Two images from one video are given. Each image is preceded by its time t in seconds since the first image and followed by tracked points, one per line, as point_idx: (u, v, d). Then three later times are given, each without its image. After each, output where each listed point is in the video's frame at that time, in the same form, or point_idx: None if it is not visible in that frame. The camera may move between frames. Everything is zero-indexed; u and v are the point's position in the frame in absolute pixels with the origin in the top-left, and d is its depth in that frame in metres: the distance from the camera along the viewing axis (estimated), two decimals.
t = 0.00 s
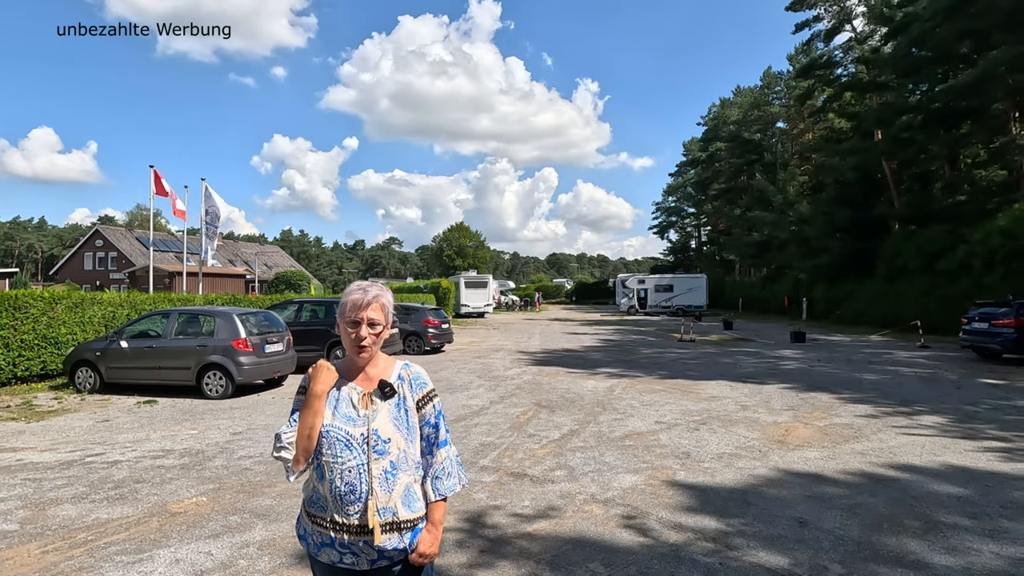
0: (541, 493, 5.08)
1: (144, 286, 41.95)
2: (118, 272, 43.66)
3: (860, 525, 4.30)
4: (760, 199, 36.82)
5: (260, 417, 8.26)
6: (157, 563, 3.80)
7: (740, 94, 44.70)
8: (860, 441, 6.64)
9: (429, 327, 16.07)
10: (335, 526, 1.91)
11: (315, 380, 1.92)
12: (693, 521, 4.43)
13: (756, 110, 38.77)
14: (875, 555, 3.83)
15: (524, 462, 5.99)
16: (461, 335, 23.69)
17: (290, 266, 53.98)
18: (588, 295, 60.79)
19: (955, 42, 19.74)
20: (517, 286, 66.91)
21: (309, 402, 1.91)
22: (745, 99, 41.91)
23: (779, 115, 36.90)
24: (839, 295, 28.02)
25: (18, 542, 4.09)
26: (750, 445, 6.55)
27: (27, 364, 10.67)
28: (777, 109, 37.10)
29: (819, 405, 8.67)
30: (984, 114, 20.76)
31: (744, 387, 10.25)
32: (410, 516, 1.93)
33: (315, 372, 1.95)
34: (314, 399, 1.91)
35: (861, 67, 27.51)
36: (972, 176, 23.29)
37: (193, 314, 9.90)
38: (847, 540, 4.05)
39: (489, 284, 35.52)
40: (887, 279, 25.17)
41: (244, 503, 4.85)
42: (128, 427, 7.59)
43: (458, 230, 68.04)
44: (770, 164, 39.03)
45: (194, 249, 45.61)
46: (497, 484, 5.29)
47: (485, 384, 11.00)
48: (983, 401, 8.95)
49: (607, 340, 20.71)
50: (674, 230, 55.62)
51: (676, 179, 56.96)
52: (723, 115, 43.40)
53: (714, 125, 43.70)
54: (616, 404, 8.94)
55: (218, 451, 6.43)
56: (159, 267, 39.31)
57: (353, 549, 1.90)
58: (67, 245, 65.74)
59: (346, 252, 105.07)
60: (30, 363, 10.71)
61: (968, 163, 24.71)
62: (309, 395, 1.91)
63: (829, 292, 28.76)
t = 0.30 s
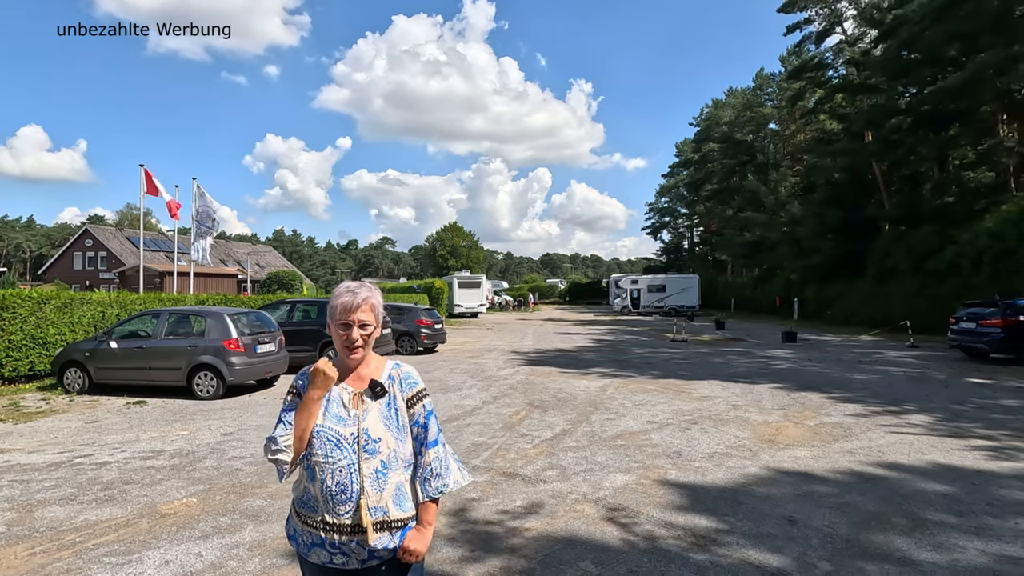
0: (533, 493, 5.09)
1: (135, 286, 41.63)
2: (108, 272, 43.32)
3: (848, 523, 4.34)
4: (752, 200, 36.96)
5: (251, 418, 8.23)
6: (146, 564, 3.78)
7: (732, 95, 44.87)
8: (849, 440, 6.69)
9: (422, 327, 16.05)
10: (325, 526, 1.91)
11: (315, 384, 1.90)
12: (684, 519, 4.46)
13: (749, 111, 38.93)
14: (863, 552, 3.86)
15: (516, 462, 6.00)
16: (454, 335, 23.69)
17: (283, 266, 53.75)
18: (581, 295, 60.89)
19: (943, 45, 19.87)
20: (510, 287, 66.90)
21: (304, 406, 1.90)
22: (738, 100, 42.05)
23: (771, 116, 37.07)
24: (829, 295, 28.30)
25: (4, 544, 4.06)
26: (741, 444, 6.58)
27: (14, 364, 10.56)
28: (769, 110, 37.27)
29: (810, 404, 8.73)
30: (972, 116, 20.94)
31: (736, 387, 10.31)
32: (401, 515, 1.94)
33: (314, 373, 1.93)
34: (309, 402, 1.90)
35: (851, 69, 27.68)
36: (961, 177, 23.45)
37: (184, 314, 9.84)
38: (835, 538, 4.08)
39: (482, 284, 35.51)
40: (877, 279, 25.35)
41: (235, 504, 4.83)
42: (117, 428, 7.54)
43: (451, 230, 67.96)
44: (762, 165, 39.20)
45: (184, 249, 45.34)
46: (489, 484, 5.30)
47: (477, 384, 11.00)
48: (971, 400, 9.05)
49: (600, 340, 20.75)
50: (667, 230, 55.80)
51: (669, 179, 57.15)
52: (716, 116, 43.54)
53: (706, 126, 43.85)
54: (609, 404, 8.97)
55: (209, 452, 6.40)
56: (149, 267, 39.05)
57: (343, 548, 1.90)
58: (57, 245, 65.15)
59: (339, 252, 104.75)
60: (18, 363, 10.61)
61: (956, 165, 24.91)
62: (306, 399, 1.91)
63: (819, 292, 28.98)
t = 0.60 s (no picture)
0: (532, 493, 5.09)
1: (134, 286, 41.69)
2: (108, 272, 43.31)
3: (846, 523, 4.35)
4: (752, 201, 36.95)
5: (250, 418, 8.23)
6: (145, 564, 3.79)
7: (732, 96, 44.86)
8: (848, 440, 6.70)
9: (422, 327, 16.05)
10: (324, 524, 1.92)
11: (316, 384, 1.90)
12: (683, 520, 4.46)
13: (748, 112, 38.92)
14: (860, 552, 3.87)
15: (515, 462, 6.01)
16: (454, 335, 23.71)
17: (283, 266, 53.79)
18: (581, 296, 60.95)
19: (942, 46, 19.89)
20: (510, 287, 66.98)
21: (304, 405, 1.91)
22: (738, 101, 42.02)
23: (771, 116, 37.09)
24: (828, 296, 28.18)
25: (4, 544, 4.06)
26: (740, 444, 6.60)
27: (14, 364, 10.58)
28: (769, 111, 37.25)
29: (809, 405, 8.74)
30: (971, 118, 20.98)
31: (735, 388, 10.33)
32: (400, 514, 1.95)
33: (315, 373, 1.93)
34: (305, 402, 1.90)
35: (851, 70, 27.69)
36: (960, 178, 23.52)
37: (184, 314, 9.84)
38: (833, 538, 4.09)
39: (482, 284, 35.51)
40: (876, 280, 25.38)
41: (234, 504, 4.83)
42: (117, 428, 7.54)
43: (451, 230, 67.98)
44: (762, 166, 39.24)
45: (184, 249, 45.39)
46: (489, 485, 5.30)
47: (477, 384, 11.01)
48: (970, 401, 9.06)
49: (599, 340, 20.76)
50: (667, 231, 55.87)
51: (668, 180, 57.18)
52: (716, 117, 43.50)
53: (706, 127, 43.84)
54: (608, 405, 8.98)
55: (208, 452, 6.40)
56: (149, 267, 39.06)
57: (343, 547, 1.90)
58: (57, 244, 65.09)
59: (339, 253, 104.81)
60: (17, 363, 10.62)
61: (956, 166, 24.93)
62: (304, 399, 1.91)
63: (818, 293, 28.84)
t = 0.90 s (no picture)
0: (538, 494, 5.09)
1: (143, 287, 42.04)
2: (117, 273, 43.69)
3: (854, 525, 4.33)
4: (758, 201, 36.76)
5: (258, 418, 8.27)
6: (155, 562, 3.82)
7: (739, 96, 44.71)
8: (857, 442, 6.66)
9: (428, 328, 16.09)
10: (333, 523, 1.93)
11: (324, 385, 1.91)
12: (690, 521, 4.45)
13: (756, 112, 38.80)
14: (869, 555, 3.85)
15: (522, 463, 6.02)
16: (460, 336, 23.75)
17: (290, 267, 54.07)
18: (587, 296, 60.92)
19: (951, 45, 19.79)
20: (516, 288, 66.99)
21: (311, 406, 1.92)
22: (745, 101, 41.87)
23: (779, 117, 36.92)
24: (835, 297, 28.03)
25: (17, 542, 4.10)
26: (747, 446, 6.58)
27: (25, 364, 10.69)
28: (776, 111, 37.07)
29: (817, 407, 8.69)
30: (981, 118, 20.88)
31: (743, 389, 10.30)
32: (408, 514, 1.96)
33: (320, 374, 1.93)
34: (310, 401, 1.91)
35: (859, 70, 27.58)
36: (969, 179, 23.65)
37: (192, 315, 9.91)
38: (841, 541, 4.07)
39: (488, 285, 35.54)
40: (884, 281, 25.24)
41: (242, 503, 4.86)
42: (127, 428, 7.60)
43: (457, 231, 68.12)
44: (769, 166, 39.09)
45: (193, 250, 45.69)
46: (495, 485, 5.31)
47: (483, 385, 11.03)
48: (980, 403, 8.99)
49: (605, 341, 20.73)
50: (673, 232, 55.74)
51: (675, 181, 57.06)
52: (723, 117, 43.35)
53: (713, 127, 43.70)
54: (614, 406, 8.98)
55: (217, 451, 6.45)
56: (158, 267, 39.37)
57: (351, 546, 1.92)
58: (68, 245, 65.69)
59: (345, 253, 105.15)
60: (29, 363, 10.73)
61: (965, 166, 24.81)
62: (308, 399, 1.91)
63: (825, 294, 28.69)
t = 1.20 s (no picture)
0: (548, 494, 5.10)
1: (159, 287, 42.57)
2: (133, 273, 44.26)
3: (870, 529, 4.29)
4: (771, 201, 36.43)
5: (271, 417, 8.35)
6: (171, 559, 3.87)
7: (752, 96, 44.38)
8: (872, 445, 6.60)
9: (439, 328, 16.13)
10: (347, 521, 1.95)
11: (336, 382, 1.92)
12: (702, 524, 4.43)
13: (769, 111, 38.50)
14: (885, 559, 3.81)
15: (533, 464, 6.03)
16: (471, 336, 23.80)
17: (302, 267, 54.49)
18: (598, 297, 60.80)
19: (969, 42, 19.52)
20: (527, 288, 66.99)
21: (328, 404, 1.93)
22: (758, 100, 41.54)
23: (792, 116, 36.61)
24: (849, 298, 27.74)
25: (37, 537, 4.18)
26: (760, 448, 6.54)
27: (45, 363, 10.86)
28: (789, 110, 36.75)
29: (831, 409, 8.61)
30: (1000, 115, 20.56)
31: (755, 391, 10.23)
32: (422, 513, 1.98)
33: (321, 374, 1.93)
34: (326, 399, 1.93)
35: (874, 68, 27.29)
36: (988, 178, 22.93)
37: (206, 315, 10.02)
38: (857, 545, 4.04)
39: (498, 286, 35.56)
40: (900, 282, 24.92)
41: (256, 501, 4.91)
42: (143, 426, 7.71)
43: (468, 232, 68.20)
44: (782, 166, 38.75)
45: (207, 250, 46.16)
46: (506, 485, 5.33)
47: (494, 385, 11.05)
48: (998, 406, 8.86)
49: (616, 342, 20.68)
50: (685, 232, 55.48)
51: (686, 181, 56.77)
52: (735, 116, 43.04)
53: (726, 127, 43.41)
54: (626, 407, 8.95)
55: (231, 450, 6.52)
56: (173, 268, 39.85)
57: (366, 544, 1.94)
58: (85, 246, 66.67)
59: (357, 254, 105.75)
60: (48, 362, 10.90)
61: (984, 165, 24.44)
62: (320, 396, 1.92)
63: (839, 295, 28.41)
